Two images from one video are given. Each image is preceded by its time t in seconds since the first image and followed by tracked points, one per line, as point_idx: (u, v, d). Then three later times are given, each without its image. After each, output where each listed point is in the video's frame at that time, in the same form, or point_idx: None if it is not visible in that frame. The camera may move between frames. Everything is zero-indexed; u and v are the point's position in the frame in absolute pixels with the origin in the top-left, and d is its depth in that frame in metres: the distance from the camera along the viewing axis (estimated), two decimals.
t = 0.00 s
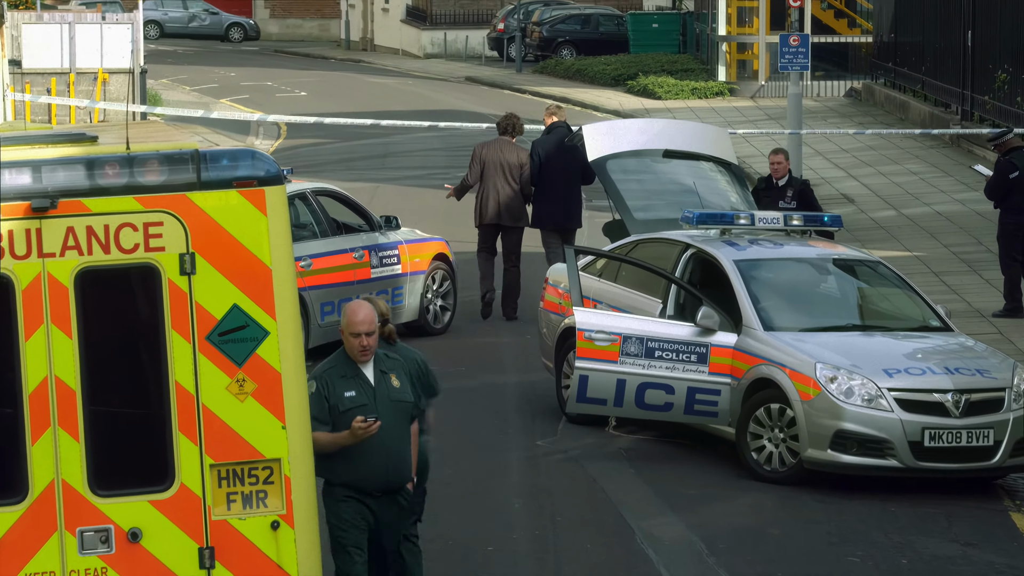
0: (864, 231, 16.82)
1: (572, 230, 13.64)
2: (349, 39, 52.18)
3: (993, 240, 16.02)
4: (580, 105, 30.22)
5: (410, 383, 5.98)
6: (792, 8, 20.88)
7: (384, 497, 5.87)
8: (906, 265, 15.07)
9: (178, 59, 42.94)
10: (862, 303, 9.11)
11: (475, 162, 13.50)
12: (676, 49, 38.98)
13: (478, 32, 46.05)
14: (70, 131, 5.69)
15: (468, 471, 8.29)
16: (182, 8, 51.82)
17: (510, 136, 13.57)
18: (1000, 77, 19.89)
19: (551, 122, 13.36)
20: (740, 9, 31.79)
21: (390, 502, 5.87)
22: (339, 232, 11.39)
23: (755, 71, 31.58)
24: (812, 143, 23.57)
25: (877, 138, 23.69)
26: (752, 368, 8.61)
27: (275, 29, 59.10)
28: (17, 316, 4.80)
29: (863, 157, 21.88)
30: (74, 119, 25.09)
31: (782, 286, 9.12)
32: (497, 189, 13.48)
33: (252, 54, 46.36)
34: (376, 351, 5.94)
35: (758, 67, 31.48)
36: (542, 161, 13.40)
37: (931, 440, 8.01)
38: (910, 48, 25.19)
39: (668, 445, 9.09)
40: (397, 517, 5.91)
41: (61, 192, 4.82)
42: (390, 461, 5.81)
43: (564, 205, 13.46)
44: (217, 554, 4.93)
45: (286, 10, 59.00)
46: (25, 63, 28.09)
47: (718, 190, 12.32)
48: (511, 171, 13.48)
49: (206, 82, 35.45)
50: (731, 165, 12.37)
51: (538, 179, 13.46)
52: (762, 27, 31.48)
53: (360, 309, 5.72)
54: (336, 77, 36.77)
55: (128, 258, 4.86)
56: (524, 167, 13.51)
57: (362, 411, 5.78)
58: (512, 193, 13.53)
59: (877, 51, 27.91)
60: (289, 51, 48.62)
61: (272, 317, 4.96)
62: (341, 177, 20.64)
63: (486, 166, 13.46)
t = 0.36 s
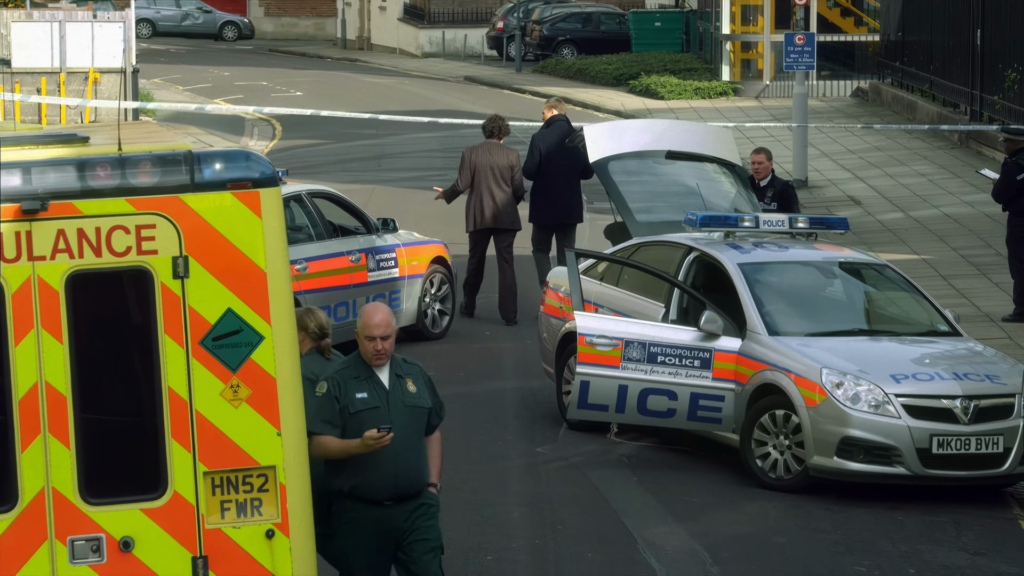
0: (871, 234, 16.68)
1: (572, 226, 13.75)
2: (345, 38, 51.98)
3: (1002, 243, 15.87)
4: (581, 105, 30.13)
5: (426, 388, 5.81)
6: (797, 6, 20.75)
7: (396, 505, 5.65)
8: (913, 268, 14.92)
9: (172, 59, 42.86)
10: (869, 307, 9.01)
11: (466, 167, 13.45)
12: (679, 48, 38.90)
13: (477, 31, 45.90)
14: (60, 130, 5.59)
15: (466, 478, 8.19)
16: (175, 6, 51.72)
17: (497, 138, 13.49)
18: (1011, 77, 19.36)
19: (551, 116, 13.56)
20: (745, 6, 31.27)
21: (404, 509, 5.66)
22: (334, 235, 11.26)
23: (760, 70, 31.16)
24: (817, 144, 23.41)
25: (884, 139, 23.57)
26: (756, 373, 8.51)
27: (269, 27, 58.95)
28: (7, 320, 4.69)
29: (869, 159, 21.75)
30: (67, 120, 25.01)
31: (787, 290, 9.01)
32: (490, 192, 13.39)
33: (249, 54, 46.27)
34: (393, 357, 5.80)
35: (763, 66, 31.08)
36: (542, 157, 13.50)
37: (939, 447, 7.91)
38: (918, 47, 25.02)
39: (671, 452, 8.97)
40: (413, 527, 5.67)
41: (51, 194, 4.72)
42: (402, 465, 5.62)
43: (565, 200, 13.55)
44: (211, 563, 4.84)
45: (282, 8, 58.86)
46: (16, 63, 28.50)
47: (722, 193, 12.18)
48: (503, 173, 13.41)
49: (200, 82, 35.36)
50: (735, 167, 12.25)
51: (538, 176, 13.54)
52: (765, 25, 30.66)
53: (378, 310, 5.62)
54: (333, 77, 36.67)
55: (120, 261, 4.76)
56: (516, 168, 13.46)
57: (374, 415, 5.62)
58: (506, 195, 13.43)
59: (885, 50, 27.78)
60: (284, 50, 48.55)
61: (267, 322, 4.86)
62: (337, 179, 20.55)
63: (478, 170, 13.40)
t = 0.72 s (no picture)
0: (878, 235, 16.54)
1: (565, 226, 13.69)
2: (340, 35, 51.77)
3: (1012, 245, 15.72)
4: (583, 105, 30.03)
5: (466, 422, 5.33)
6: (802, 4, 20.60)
7: (423, 541, 5.23)
8: (921, 271, 14.75)
9: (163, 57, 42.76)
10: (876, 310, 8.90)
11: (447, 163, 13.34)
12: (682, 46, 38.99)
13: (476, 29, 45.77)
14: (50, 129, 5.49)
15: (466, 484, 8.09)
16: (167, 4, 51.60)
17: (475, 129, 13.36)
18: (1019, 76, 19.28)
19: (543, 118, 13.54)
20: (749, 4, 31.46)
21: (431, 547, 5.22)
22: (330, 237, 11.15)
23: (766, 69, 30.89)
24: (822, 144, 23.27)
25: (891, 139, 23.43)
26: (762, 378, 8.41)
27: (264, 25, 58.76)
28: None
29: (876, 159, 21.60)
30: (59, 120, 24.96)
31: (793, 293, 8.91)
32: (473, 187, 13.30)
33: (246, 52, 46.20)
34: (435, 384, 5.35)
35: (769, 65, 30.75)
36: (533, 155, 13.46)
37: (948, 453, 7.81)
38: (926, 44, 24.84)
39: (674, 457, 8.85)
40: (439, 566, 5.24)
41: (41, 194, 4.61)
42: (428, 500, 5.17)
43: (556, 199, 13.56)
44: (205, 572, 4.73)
45: (276, 6, 58.66)
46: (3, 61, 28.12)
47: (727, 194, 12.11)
48: (484, 167, 13.31)
49: (193, 81, 35.27)
50: (740, 168, 12.08)
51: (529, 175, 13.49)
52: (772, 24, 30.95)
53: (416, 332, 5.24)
54: (330, 76, 36.58)
55: (112, 264, 4.66)
56: (497, 160, 13.34)
57: (401, 444, 5.19)
58: (489, 189, 13.35)
59: (893, 49, 27.61)
60: (279, 48, 48.47)
61: (262, 325, 4.77)
62: (334, 180, 20.44)
63: (458, 165, 13.31)
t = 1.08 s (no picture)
0: (886, 237, 16.33)
1: (553, 224, 13.56)
2: (338, 33, 51.60)
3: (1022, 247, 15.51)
4: (584, 105, 29.91)
5: (463, 439, 4.95)
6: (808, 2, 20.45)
7: (425, 566, 4.89)
8: (930, 274, 14.48)
9: (154, 55, 42.74)
10: (884, 314, 8.44)
11: (441, 165, 13.24)
12: (686, 44, 38.99)
13: (475, 27, 45.74)
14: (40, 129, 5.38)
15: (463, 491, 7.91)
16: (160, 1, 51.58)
17: (470, 131, 13.19)
18: None
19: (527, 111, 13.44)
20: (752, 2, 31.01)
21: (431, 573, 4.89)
22: (327, 239, 10.98)
23: (770, 68, 30.78)
24: (829, 144, 23.06)
25: (900, 139, 23.24)
26: (767, 384, 7.95)
27: (258, 22, 58.60)
28: None
29: (884, 159, 21.39)
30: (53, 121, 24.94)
31: (799, 296, 8.46)
32: (466, 190, 13.19)
33: (241, 50, 46.22)
34: (431, 398, 5.01)
35: (773, 63, 30.65)
36: (520, 151, 13.41)
37: (957, 460, 7.36)
38: (935, 43, 24.60)
39: (677, 462, 8.61)
40: None
41: (31, 196, 4.51)
42: (420, 523, 4.85)
43: (545, 196, 13.40)
44: None
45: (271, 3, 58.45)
46: None
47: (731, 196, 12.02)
48: (476, 169, 13.18)
49: (186, 79, 35.19)
50: (743, 168, 12.06)
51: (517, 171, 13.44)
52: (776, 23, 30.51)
53: (403, 343, 4.97)
54: (327, 75, 36.50)
55: (103, 267, 4.57)
56: (490, 162, 13.19)
57: (389, 467, 4.89)
58: (482, 192, 13.23)
59: (902, 47, 27.40)
60: (273, 46, 48.46)
61: (256, 329, 4.67)
62: (331, 181, 20.32)
63: (452, 167, 13.19)
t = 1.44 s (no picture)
0: (894, 238, 16.15)
1: (546, 221, 13.43)
2: (337, 30, 51.46)
3: None
4: (585, 104, 29.77)
5: (408, 451, 4.77)
6: None
7: None
8: (940, 276, 14.28)
9: (147, 53, 42.62)
10: (891, 317, 8.12)
11: (441, 159, 13.08)
12: (689, 40, 38.96)
13: (474, 23, 45.67)
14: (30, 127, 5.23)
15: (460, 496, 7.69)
16: None
17: (472, 125, 13.07)
18: None
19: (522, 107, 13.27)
20: None
21: None
22: (323, 240, 10.74)
23: (775, 65, 30.65)
24: (836, 143, 22.90)
25: (908, 138, 23.06)
26: (772, 388, 7.63)
27: (253, 19, 58.41)
28: None
29: (892, 159, 21.22)
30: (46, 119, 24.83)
31: (804, 298, 8.13)
32: (467, 184, 13.06)
33: (235, 47, 46.07)
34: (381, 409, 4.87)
35: (778, 61, 30.54)
36: (512, 149, 13.28)
37: (967, 466, 7.04)
38: (943, 39, 24.40)
39: (681, 468, 8.36)
40: None
41: (21, 196, 4.43)
42: (360, 539, 4.70)
43: (538, 195, 13.24)
44: None
45: None
46: None
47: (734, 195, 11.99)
48: (478, 164, 13.04)
49: (180, 77, 35.05)
50: (747, 167, 11.98)
51: (510, 168, 13.31)
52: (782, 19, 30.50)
53: (354, 348, 4.90)
54: (322, 72, 36.40)
55: (94, 268, 4.46)
56: (492, 158, 13.04)
57: (332, 481, 4.75)
58: (483, 187, 13.10)
59: (909, 44, 27.22)
60: (268, 43, 48.37)
61: (250, 332, 4.56)
62: (328, 181, 20.17)
63: (453, 161, 13.05)
